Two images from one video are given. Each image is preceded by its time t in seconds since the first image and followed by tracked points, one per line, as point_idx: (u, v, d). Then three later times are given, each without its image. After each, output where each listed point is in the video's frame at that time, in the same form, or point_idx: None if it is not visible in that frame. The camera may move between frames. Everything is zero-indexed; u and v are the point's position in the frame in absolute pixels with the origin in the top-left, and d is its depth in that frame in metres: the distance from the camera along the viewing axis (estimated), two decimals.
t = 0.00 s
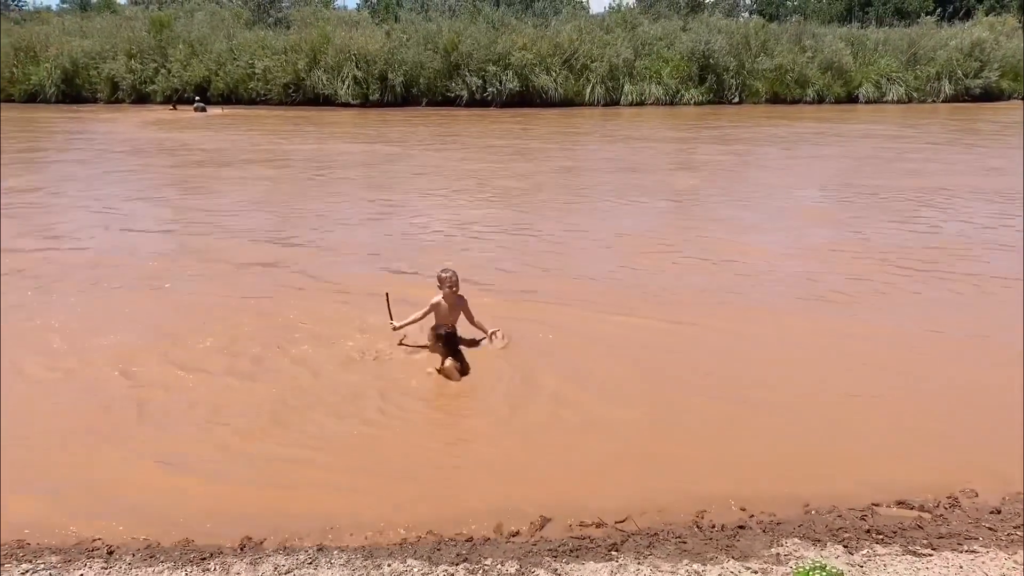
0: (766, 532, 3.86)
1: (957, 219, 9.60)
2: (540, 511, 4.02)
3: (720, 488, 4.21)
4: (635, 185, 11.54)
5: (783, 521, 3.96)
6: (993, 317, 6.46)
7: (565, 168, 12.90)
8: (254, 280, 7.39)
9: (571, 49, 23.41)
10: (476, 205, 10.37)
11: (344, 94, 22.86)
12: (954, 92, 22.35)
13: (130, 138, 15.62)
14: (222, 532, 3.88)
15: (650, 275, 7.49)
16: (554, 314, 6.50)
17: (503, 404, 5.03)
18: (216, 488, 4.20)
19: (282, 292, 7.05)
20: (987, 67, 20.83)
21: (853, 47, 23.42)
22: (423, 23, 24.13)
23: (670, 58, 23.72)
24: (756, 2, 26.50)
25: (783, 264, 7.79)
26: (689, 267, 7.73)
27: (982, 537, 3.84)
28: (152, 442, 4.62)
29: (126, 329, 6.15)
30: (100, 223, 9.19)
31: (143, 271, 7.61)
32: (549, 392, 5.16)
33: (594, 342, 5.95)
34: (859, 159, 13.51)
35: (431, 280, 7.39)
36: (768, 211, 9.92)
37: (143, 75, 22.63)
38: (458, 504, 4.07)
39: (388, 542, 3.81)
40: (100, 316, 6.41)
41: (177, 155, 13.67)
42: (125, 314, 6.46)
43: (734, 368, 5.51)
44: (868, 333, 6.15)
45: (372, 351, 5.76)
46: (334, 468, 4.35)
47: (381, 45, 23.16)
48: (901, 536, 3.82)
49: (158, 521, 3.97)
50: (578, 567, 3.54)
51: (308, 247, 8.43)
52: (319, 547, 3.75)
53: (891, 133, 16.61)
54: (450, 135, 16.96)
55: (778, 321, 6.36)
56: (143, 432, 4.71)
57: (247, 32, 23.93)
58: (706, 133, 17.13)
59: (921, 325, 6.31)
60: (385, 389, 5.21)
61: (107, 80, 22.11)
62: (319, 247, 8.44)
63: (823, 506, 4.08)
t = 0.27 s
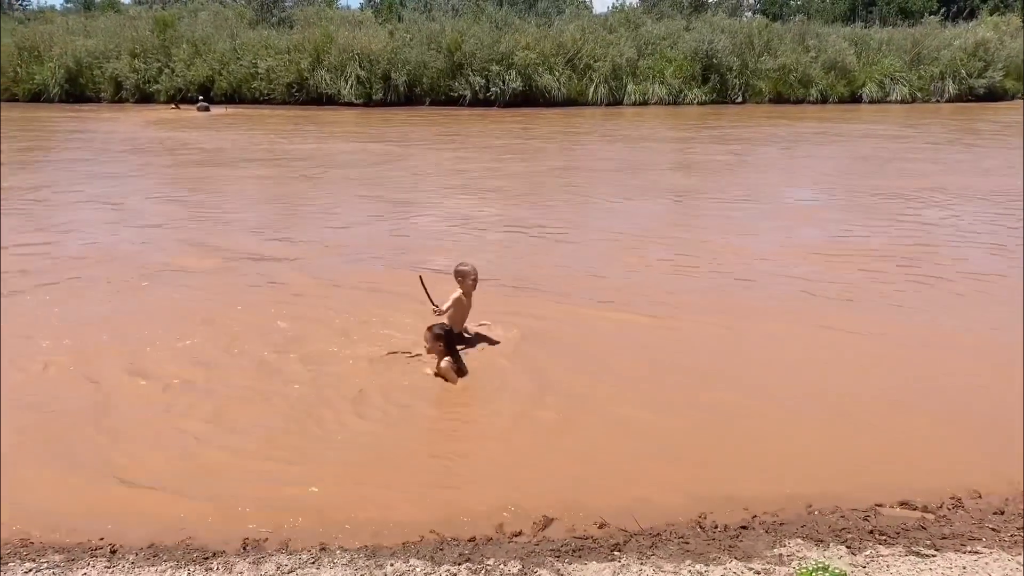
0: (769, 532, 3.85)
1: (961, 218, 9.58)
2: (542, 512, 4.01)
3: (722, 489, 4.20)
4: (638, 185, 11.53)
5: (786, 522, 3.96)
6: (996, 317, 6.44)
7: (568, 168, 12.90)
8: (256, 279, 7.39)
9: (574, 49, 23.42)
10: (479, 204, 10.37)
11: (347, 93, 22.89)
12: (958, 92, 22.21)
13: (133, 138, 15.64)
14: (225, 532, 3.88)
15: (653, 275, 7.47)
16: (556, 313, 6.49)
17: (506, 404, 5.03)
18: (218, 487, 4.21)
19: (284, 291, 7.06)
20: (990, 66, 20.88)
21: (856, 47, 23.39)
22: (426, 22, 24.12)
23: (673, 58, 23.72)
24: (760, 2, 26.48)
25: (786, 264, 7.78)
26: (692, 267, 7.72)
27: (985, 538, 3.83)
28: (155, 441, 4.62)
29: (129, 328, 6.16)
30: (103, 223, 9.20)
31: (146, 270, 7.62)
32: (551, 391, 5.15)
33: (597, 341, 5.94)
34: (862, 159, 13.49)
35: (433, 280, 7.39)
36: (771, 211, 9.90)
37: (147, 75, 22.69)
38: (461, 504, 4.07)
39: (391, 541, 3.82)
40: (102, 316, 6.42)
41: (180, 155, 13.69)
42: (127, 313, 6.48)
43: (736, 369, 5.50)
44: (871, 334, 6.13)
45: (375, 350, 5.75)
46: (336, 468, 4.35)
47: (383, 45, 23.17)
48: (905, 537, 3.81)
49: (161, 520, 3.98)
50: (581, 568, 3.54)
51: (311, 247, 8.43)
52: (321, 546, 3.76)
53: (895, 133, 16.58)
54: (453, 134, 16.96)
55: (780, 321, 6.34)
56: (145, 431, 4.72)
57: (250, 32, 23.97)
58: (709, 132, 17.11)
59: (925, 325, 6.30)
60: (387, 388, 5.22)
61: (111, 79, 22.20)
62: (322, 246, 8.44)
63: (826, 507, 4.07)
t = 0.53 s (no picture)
0: (771, 532, 3.85)
1: (964, 218, 9.58)
2: (543, 512, 4.01)
3: (723, 488, 4.20)
4: (640, 185, 11.53)
5: (788, 522, 3.95)
6: (998, 317, 6.43)
7: (570, 168, 12.90)
8: (258, 279, 7.39)
9: (576, 49, 23.43)
10: (481, 204, 10.38)
11: (350, 93, 22.93)
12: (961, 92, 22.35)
13: (136, 137, 15.66)
14: (227, 531, 3.89)
15: (655, 274, 7.46)
16: (557, 313, 6.49)
17: (509, 403, 5.02)
18: (220, 486, 4.21)
19: (287, 291, 7.06)
20: (993, 67, 20.79)
21: (859, 47, 23.40)
22: (428, 22, 24.14)
23: (675, 57, 23.73)
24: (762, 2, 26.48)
25: (788, 264, 7.78)
26: (694, 266, 7.71)
27: (987, 538, 3.83)
28: (156, 440, 4.62)
29: (130, 327, 6.17)
30: (106, 222, 9.21)
31: (148, 270, 7.63)
32: (552, 391, 5.15)
33: (597, 340, 5.94)
34: (865, 159, 13.48)
35: (435, 279, 7.39)
36: (773, 211, 9.90)
37: (149, 75, 22.77)
38: (462, 503, 4.07)
39: (392, 540, 3.82)
40: (104, 315, 6.42)
41: (183, 154, 13.70)
42: (129, 312, 6.48)
43: (735, 368, 5.50)
44: (872, 333, 6.12)
45: (376, 350, 5.75)
46: (338, 467, 4.35)
47: (386, 45, 23.20)
48: (906, 538, 3.81)
49: (163, 518, 3.98)
50: (582, 567, 3.54)
51: (313, 246, 8.43)
52: (323, 545, 3.76)
53: (897, 133, 16.57)
54: (455, 134, 16.97)
55: (781, 321, 6.33)
56: (147, 430, 4.72)
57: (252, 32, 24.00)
58: (711, 132, 17.10)
59: (926, 324, 6.29)
60: (388, 387, 5.22)
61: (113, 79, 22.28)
62: (323, 245, 8.45)
63: (828, 507, 4.07)
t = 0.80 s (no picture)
0: (772, 532, 3.84)
1: (966, 218, 9.57)
2: (545, 512, 4.01)
3: (725, 487, 4.20)
4: (642, 185, 11.52)
5: (789, 522, 3.95)
6: (999, 317, 6.43)
7: (571, 168, 12.88)
8: (259, 279, 7.39)
9: (578, 49, 23.41)
10: (483, 204, 10.36)
11: (351, 93, 22.91)
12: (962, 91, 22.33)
13: (137, 138, 15.64)
14: (228, 531, 3.88)
15: (656, 274, 7.45)
16: (557, 313, 6.48)
17: (509, 403, 5.02)
18: (221, 485, 4.21)
19: (287, 291, 7.05)
20: (995, 66, 20.84)
21: (860, 47, 23.37)
22: (430, 22, 24.12)
23: (677, 57, 23.71)
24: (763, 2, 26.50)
25: (789, 264, 7.76)
26: (695, 266, 7.70)
27: (989, 539, 3.83)
28: (157, 439, 4.62)
29: (131, 327, 6.17)
30: (107, 222, 9.20)
31: (148, 270, 7.62)
32: (552, 391, 5.15)
33: (599, 339, 5.93)
34: (866, 159, 13.47)
35: (436, 279, 7.38)
36: (774, 211, 9.88)
37: (151, 75, 22.73)
38: (463, 503, 4.07)
39: (394, 540, 3.82)
40: (104, 315, 6.42)
41: (184, 154, 13.68)
42: (130, 312, 6.48)
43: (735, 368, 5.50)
44: (873, 333, 6.12)
45: (377, 349, 5.74)
46: (339, 466, 4.35)
47: (387, 45, 23.18)
48: (908, 538, 3.81)
49: (164, 518, 3.98)
50: (584, 568, 3.54)
51: (314, 246, 8.43)
52: (324, 545, 3.76)
53: (899, 133, 16.55)
54: (456, 134, 16.95)
55: (782, 321, 6.32)
56: (147, 430, 4.72)
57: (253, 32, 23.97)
58: (713, 133, 17.08)
59: (926, 324, 6.29)
60: (388, 387, 5.21)
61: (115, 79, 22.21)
62: (325, 245, 8.44)
63: (829, 507, 4.06)
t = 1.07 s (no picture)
0: (774, 532, 3.85)
1: (967, 218, 9.56)
2: (545, 512, 4.01)
3: (724, 487, 4.20)
4: (643, 185, 11.52)
5: (791, 522, 3.95)
6: (999, 317, 6.43)
7: (572, 168, 12.88)
8: (260, 279, 7.39)
9: (578, 49, 23.41)
10: (484, 204, 10.36)
11: (352, 94, 22.91)
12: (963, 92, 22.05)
13: (138, 138, 15.65)
14: (229, 531, 3.89)
15: (657, 275, 7.45)
16: (557, 314, 6.48)
17: (509, 403, 5.02)
18: (222, 485, 4.21)
19: (288, 291, 7.06)
20: (996, 67, 20.53)
21: (861, 47, 23.35)
22: (430, 22, 24.12)
23: (678, 58, 23.69)
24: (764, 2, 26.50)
25: (790, 264, 7.76)
26: (695, 267, 7.70)
27: (990, 539, 3.82)
28: (158, 440, 4.63)
29: (132, 327, 6.18)
30: (108, 223, 9.20)
31: (149, 270, 7.63)
32: (552, 392, 5.15)
33: (599, 341, 5.94)
34: (867, 159, 13.47)
35: (436, 279, 7.38)
36: (775, 211, 9.88)
37: (152, 75, 22.74)
38: (464, 504, 4.07)
39: (395, 540, 3.82)
40: (105, 315, 6.43)
41: (185, 155, 13.69)
42: (130, 313, 6.49)
43: (734, 368, 5.50)
44: (872, 333, 6.12)
45: (378, 350, 5.75)
46: (339, 467, 4.35)
47: (388, 45, 23.18)
48: (909, 538, 3.81)
49: (165, 518, 3.98)
50: (585, 568, 3.54)
51: (315, 246, 8.42)
52: (326, 545, 3.76)
53: (900, 133, 16.54)
54: (457, 134, 16.96)
55: (782, 322, 6.32)
56: (147, 431, 4.71)
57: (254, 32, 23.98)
58: (714, 133, 17.06)
59: (926, 324, 6.29)
60: (389, 387, 5.21)
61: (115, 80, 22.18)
62: (326, 246, 8.43)
63: (830, 508, 4.06)
